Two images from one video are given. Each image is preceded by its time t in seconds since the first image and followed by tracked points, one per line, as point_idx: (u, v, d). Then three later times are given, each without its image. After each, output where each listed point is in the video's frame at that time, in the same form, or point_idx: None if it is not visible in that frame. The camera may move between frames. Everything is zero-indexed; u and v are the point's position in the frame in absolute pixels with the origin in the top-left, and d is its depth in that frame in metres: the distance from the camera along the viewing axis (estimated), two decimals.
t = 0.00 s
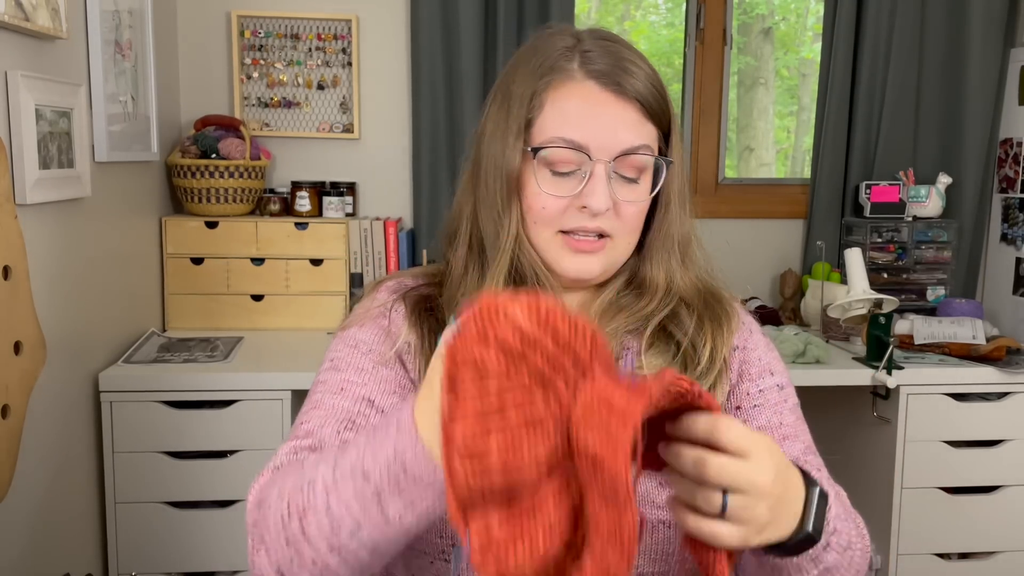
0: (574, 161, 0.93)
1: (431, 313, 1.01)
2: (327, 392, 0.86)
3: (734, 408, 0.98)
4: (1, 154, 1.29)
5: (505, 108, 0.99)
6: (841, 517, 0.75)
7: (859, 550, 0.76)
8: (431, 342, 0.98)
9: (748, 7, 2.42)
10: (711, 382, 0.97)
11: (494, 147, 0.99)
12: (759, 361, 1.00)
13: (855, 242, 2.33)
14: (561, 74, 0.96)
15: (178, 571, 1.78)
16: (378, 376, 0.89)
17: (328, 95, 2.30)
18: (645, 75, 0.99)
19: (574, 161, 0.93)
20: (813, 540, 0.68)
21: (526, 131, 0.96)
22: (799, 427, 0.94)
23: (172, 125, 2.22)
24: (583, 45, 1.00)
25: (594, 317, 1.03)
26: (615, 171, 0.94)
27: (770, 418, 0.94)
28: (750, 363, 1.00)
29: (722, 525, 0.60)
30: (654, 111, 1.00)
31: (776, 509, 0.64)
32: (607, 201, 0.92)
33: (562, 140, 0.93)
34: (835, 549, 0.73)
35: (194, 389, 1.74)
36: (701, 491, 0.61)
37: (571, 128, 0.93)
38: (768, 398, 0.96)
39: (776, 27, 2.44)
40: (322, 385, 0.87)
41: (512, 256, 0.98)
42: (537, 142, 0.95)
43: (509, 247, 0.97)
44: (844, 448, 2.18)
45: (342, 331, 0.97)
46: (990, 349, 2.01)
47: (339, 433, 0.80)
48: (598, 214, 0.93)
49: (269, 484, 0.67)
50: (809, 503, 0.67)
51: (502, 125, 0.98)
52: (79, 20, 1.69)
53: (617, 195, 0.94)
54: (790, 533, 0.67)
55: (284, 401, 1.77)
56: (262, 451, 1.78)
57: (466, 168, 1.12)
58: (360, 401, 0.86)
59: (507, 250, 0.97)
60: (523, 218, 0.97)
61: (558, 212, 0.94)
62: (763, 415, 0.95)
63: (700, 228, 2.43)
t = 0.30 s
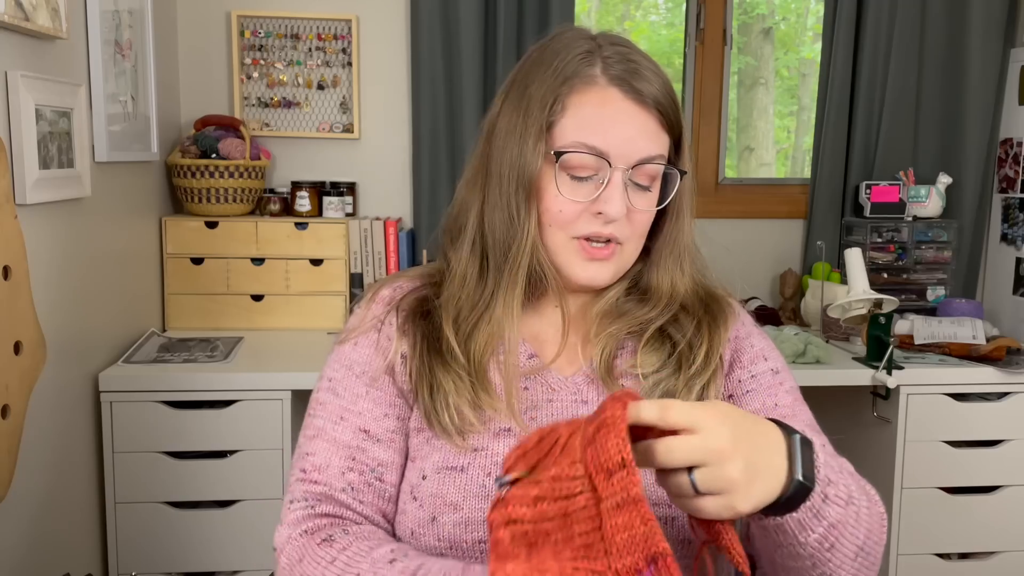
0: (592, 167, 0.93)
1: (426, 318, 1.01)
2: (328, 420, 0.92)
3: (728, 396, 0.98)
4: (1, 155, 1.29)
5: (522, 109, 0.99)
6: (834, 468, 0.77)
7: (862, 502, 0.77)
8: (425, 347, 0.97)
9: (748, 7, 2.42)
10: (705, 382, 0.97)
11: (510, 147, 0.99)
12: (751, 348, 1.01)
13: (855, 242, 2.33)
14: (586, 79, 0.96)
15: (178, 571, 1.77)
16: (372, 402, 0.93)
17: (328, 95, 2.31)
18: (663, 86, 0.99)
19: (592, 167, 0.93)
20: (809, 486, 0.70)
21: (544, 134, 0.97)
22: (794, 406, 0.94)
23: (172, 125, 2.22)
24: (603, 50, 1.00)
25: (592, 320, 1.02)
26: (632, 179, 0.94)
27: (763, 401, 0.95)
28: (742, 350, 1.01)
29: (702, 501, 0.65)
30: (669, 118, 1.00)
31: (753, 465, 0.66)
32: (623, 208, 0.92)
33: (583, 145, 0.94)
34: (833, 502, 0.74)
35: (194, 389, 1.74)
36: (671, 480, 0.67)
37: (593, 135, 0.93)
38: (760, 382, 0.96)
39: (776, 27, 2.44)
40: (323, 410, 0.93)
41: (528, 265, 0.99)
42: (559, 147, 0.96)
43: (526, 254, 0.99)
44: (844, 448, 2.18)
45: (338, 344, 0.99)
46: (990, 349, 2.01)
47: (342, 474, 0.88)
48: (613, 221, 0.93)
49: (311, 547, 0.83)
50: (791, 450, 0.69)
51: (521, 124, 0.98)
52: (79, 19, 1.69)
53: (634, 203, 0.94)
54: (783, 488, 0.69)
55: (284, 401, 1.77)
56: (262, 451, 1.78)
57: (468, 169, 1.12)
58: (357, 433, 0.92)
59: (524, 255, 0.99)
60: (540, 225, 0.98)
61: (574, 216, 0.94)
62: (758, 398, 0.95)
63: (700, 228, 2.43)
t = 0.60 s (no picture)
0: (570, 159, 0.94)
1: (432, 315, 1.01)
2: (334, 419, 0.89)
3: (734, 399, 0.99)
4: (1, 154, 1.29)
5: (505, 104, 1.00)
6: (850, 488, 0.77)
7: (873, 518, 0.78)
8: (432, 344, 0.97)
9: (748, 7, 2.42)
10: (712, 386, 0.98)
11: (494, 145, 1.00)
12: (756, 351, 1.02)
13: (855, 242, 2.33)
14: (563, 72, 0.97)
15: (178, 572, 1.77)
16: (380, 399, 0.92)
17: (329, 95, 2.31)
18: (646, 77, 0.99)
19: (571, 160, 0.94)
20: (823, 514, 0.74)
21: (523, 128, 0.98)
22: (802, 410, 0.95)
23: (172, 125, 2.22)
24: (585, 44, 1.00)
25: (592, 321, 1.03)
26: (611, 169, 0.94)
27: (771, 404, 0.96)
28: (747, 353, 1.01)
29: (709, 528, 0.72)
30: (655, 112, 1.00)
31: (764, 496, 0.71)
32: (602, 199, 0.92)
33: (560, 138, 0.94)
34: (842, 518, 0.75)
35: (194, 389, 1.74)
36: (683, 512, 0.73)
37: (571, 127, 0.94)
38: (766, 386, 0.97)
39: (776, 27, 2.44)
40: (329, 409, 0.91)
41: (515, 258, 0.99)
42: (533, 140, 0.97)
43: (511, 248, 0.99)
44: (844, 448, 2.18)
45: (342, 345, 0.98)
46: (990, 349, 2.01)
47: (349, 469, 0.86)
48: (593, 212, 0.93)
49: (302, 529, 0.80)
50: (810, 477, 0.74)
51: (501, 121, 1.00)
52: (79, 19, 1.69)
53: (613, 194, 0.94)
54: (797, 513, 0.74)
55: (284, 401, 1.77)
56: (262, 451, 1.78)
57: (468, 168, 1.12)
58: (366, 428, 0.90)
59: (510, 250, 0.99)
60: (523, 218, 0.98)
61: (555, 209, 0.94)
62: (764, 402, 0.96)
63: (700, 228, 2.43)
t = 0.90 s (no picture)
0: (556, 154, 0.94)
1: (435, 313, 1.02)
2: (331, 419, 0.89)
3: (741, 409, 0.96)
4: (2, 155, 1.29)
5: (495, 104, 1.03)
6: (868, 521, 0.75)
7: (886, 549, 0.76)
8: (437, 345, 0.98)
9: (748, 7, 2.42)
10: (717, 391, 0.96)
11: (486, 145, 1.02)
12: (762, 360, 0.99)
13: (855, 242, 2.33)
14: (547, 70, 0.98)
15: (178, 572, 1.77)
16: (378, 400, 0.91)
17: (329, 95, 2.31)
18: (634, 71, 0.99)
19: (556, 154, 0.94)
20: (833, 561, 0.70)
21: (509, 126, 1.00)
22: (807, 423, 0.93)
23: (172, 125, 2.22)
24: (573, 41, 1.01)
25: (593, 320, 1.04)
26: (599, 162, 0.94)
27: (778, 416, 0.93)
28: (755, 362, 0.99)
29: (704, 537, 0.64)
30: (644, 107, 0.99)
31: (772, 529, 0.65)
32: (589, 191, 0.92)
33: (544, 133, 0.94)
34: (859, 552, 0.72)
35: (194, 389, 1.74)
36: (683, 508, 0.64)
37: (554, 122, 0.94)
38: (774, 397, 0.95)
39: (776, 27, 2.44)
40: (326, 410, 0.90)
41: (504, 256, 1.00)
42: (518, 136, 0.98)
43: (501, 247, 1.00)
44: (844, 448, 2.18)
45: (342, 346, 0.99)
46: (990, 349, 2.01)
47: (341, 467, 0.84)
48: (580, 206, 0.93)
49: (287, 521, 0.79)
50: (831, 523, 0.69)
51: (493, 122, 1.02)
52: (79, 19, 1.69)
53: (601, 187, 0.94)
54: (807, 555, 0.69)
55: (285, 401, 1.77)
56: (262, 451, 1.78)
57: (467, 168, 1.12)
58: (361, 429, 0.88)
59: (500, 247, 1.00)
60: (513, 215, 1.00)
61: (544, 205, 0.95)
62: (772, 413, 0.93)
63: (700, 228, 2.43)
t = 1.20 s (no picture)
0: (570, 153, 0.94)
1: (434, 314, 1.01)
2: (328, 423, 0.90)
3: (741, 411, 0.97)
4: (1, 154, 1.29)
5: (502, 108, 1.00)
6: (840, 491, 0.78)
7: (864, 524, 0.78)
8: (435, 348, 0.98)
9: (748, 7, 2.42)
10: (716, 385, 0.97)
11: (493, 151, 0.99)
12: (762, 362, 0.99)
13: (855, 242, 2.32)
14: (557, 69, 0.98)
15: (178, 572, 1.77)
16: (373, 403, 0.91)
17: (329, 95, 2.31)
18: (640, 71, 1.00)
19: (570, 153, 0.94)
20: (806, 503, 0.73)
21: (522, 126, 0.98)
22: (806, 425, 0.93)
23: (172, 125, 2.22)
24: (577, 42, 1.01)
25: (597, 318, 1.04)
26: (612, 161, 0.94)
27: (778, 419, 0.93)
28: (754, 363, 0.99)
29: (713, 478, 0.68)
30: (649, 103, 1.01)
31: (772, 476, 0.69)
32: (605, 190, 0.92)
33: (559, 132, 0.94)
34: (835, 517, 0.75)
35: (194, 389, 1.74)
36: (696, 453, 0.68)
37: (568, 121, 0.94)
38: (774, 400, 0.95)
39: (776, 27, 2.44)
40: (324, 414, 0.91)
41: (521, 258, 0.98)
42: (533, 135, 0.97)
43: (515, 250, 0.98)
44: (844, 449, 2.18)
45: (339, 351, 0.99)
46: (990, 349, 2.01)
47: (337, 471, 0.85)
48: (596, 204, 0.93)
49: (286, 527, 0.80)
50: (803, 472, 0.72)
51: (499, 125, 0.99)
52: (79, 19, 1.69)
53: (616, 186, 0.94)
54: (783, 497, 0.72)
55: (284, 401, 1.77)
56: (262, 451, 1.78)
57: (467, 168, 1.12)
58: (357, 432, 0.89)
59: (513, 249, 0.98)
60: (527, 212, 0.97)
61: (558, 204, 0.94)
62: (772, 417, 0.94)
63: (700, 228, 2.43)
